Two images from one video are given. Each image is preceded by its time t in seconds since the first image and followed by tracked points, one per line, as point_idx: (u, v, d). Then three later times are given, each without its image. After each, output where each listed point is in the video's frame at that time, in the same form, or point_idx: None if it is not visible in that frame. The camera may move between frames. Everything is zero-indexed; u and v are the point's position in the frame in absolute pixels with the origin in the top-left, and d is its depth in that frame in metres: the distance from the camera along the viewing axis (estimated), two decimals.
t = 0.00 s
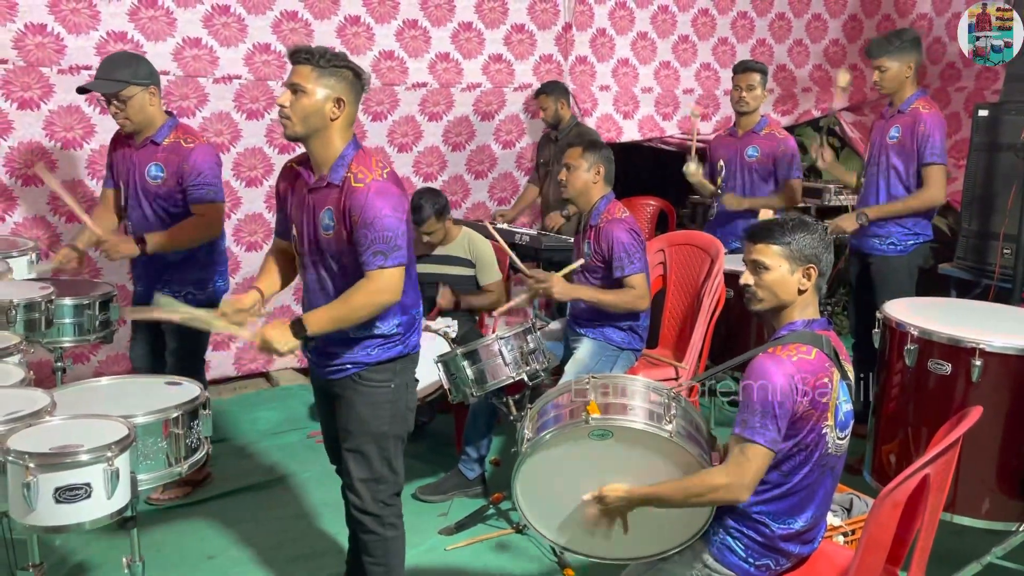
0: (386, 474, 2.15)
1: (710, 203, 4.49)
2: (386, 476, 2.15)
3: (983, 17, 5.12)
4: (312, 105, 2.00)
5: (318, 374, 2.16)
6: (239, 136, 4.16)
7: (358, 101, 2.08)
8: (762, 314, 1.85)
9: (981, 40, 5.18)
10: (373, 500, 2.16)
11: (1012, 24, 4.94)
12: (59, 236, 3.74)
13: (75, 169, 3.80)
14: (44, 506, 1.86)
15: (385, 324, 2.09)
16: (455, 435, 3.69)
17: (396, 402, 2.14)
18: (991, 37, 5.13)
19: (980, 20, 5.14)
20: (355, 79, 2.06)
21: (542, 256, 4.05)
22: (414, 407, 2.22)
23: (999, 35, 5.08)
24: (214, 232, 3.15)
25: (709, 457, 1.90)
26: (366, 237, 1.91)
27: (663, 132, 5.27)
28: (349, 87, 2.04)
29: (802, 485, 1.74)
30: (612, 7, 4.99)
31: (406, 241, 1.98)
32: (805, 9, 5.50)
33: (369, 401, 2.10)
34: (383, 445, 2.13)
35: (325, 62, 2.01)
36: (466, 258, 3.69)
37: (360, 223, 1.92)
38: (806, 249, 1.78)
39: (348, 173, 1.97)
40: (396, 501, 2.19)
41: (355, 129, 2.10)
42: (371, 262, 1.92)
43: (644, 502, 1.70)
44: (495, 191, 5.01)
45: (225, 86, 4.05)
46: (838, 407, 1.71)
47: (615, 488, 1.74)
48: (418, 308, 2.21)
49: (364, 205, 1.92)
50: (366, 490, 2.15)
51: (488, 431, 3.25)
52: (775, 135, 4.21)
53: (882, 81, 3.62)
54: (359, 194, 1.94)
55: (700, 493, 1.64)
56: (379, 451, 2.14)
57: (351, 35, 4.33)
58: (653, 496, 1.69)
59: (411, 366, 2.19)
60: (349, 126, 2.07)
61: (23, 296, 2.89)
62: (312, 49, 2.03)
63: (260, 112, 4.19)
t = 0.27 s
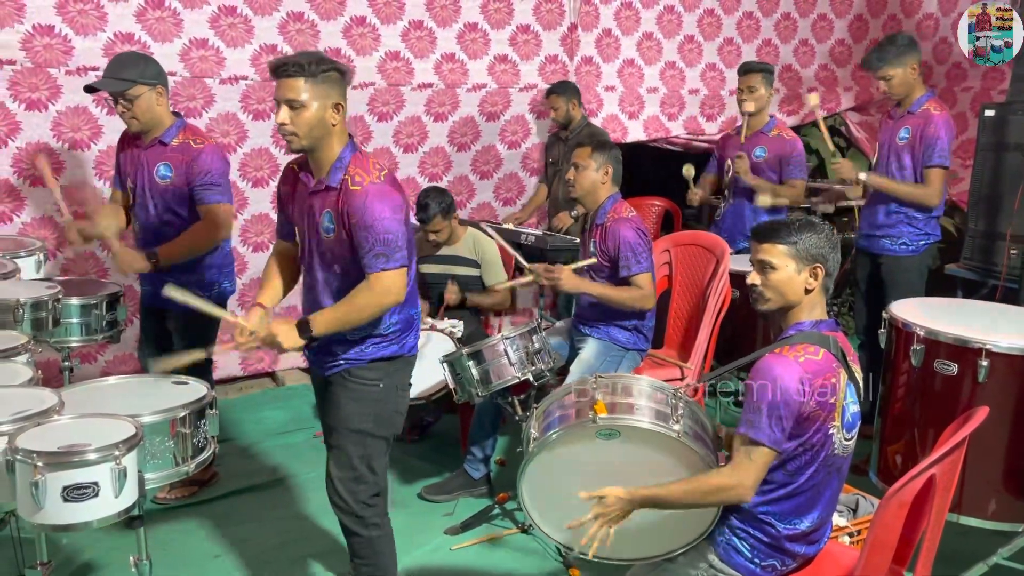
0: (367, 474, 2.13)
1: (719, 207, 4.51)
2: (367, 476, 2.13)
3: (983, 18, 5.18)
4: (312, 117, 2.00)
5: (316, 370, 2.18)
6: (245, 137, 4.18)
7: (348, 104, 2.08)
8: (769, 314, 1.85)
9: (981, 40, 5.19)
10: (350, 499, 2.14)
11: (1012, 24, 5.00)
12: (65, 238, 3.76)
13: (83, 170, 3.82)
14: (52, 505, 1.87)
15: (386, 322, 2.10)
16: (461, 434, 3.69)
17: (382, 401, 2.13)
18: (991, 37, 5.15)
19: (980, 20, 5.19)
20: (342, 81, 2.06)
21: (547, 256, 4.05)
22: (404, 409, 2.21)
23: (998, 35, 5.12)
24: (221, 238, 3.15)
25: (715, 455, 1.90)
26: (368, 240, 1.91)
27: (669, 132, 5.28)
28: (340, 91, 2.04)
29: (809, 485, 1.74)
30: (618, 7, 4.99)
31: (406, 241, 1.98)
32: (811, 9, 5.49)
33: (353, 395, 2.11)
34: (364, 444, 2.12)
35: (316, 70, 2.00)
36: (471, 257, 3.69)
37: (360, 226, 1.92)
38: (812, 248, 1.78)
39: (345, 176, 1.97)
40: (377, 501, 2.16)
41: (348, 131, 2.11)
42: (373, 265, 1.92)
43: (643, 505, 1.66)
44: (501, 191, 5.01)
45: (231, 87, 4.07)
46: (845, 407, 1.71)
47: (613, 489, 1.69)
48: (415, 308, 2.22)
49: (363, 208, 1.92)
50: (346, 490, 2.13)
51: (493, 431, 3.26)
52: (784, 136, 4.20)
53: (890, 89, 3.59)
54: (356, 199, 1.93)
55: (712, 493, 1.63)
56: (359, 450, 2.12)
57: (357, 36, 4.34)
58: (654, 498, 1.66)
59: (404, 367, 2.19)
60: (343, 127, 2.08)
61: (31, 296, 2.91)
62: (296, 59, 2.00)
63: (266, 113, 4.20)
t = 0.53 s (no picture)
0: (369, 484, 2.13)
1: (727, 207, 4.49)
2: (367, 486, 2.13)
3: (982, 17, 5.30)
4: (302, 128, 1.97)
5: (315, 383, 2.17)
6: (254, 137, 4.19)
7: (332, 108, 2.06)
8: (776, 314, 1.85)
9: (981, 40, 5.32)
10: (349, 508, 2.13)
11: (1012, 23, 5.14)
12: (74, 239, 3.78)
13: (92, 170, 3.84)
14: (61, 504, 1.88)
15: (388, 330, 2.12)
16: (468, 435, 3.69)
17: (387, 411, 2.14)
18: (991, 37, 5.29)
19: (980, 20, 5.32)
20: (325, 86, 2.03)
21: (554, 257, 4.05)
22: (405, 417, 2.21)
23: (998, 35, 5.26)
24: (224, 237, 3.15)
25: (722, 454, 1.91)
26: (372, 241, 1.92)
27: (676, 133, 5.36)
28: (324, 97, 2.02)
29: (816, 485, 1.73)
30: (625, 7, 4.99)
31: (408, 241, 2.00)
32: (820, 9, 5.48)
33: (356, 410, 2.11)
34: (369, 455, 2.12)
35: (302, 79, 1.97)
36: (478, 258, 3.70)
37: (363, 228, 1.92)
38: (820, 250, 1.77)
39: (340, 180, 1.97)
40: (374, 514, 2.15)
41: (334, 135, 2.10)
42: (381, 266, 1.93)
43: (648, 502, 1.65)
44: (508, 191, 5.01)
45: (240, 88, 4.08)
46: (853, 407, 1.71)
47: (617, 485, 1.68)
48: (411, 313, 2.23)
49: (366, 210, 1.92)
50: (347, 500, 2.13)
51: (500, 431, 3.26)
52: (791, 135, 4.18)
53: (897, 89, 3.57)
54: (354, 200, 1.94)
55: (715, 493, 1.61)
56: (363, 462, 2.12)
57: (364, 37, 4.34)
58: (659, 494, 1.65)
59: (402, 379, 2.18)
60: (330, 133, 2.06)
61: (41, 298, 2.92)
62: (279, 69, 1.96)
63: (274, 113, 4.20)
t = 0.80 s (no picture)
0: (362, 496, 2.12)
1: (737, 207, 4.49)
2: (362, 497, 2.12)
3: (982, 17, 5.18)
4: (285, 151, 1.91)
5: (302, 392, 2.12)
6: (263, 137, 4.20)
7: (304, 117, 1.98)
8: (786, 314, 1.84)
9: (981, 40, 5.20)
10: (344, 521, 2.12)
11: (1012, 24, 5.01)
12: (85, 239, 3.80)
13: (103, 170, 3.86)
14: (72, 502, 1.89)
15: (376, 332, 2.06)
16: (476, 434, 3.70)
17: (375, 420, 2.10)
18: (990, 37, 5.16)
19: (979, 20, 5.19)
20: (291, 97, 1.93)
21: (563, 257, 4.05)
22: (399, 424, 2.18)
23: (998, 35, 5.13)
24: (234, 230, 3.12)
25: (730, 455, 1.90)
26: (369, 222, 1.90)
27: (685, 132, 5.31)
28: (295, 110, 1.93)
29: (825, 486, 1.73)
30: (635, 6, 4.98)
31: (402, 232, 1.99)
32: (830, 7, 5.45)
33: (344, 420, 2.07)
34: (361, 466, 2.10)
35: (269, 102, 1.86)
36: (488, 257, 3.71)
37: (361, 213, 1.91)
38: (830, 249, 1.77)
39: (342, 171, 1.97)
40: (370, 527, 2.15)
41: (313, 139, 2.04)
42: (371, 244, 1.90)
43: (668, 499, 1.65)
44: (516, 191, 5.01)
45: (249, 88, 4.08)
46: (862, 407, 1.70)
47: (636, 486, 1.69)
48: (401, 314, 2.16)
49: (366, 195, 1.93)
50: (339, 512, 2.11)
51: (509, 430, 3.26)
52: (802, 135, 4.16)
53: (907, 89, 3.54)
54: (359, 188, 1.94)
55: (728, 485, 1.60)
56: (355, 473, 2.10)
57: (373, 36, 4.35)
58: (675, 490, 1.65)
59: (392, 386, 2.13)
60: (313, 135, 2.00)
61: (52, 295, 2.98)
62: (241, 98, 1.84)
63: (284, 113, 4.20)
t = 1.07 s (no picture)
0: (370, 500, 2.11)
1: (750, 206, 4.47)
2: (370, 502, 2.11)
3: (982, 17, 5.15)
4: (262, 179, 1.81)
5: (302, 401, 2.10)
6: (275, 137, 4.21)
7: (281, 133, 1.86)
8: (798, 312, 1.84)
9: (981, 40, 5.17)
10: (355, 525, 2.11)
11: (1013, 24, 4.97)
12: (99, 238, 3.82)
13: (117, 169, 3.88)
14: (88, 498, 1.91)
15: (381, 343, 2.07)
16: (487, 433, 3.70)
17: (378, 424, 2.08)
18: (990, 37, 5.13)
19: (979, 20, 5.15)
20: (265, 116, 1.81)
21: (574, 256, 4.04)
22: (404, 428, 2.17)
23: (999, 35, 5.08)
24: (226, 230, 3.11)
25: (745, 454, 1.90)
26: (379, 258, 1.86)
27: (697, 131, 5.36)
28: (270, 133, 1.81)
29: (838, 486, 1.72)
30: (646, 5, 4.97)
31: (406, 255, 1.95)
32: (843, 6, 5.43)
33: (346, 427, 2.05)
34: (368, 471, 2.08)
35: (240, 131, 1.75)
36: (499, 254, 3.71)
37: (365, 245, 1.85)
38: (843, 248, 1.76)
39: (333, 198, 1.87)
40: (381, 530, 2.14)
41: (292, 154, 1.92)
42: (387, 282, 1.88)
43: (678, 501, 1.70)
44: (527, 190, 5.01)
45: (262, 88, 4.10)
46: (876, 407, 1.69)
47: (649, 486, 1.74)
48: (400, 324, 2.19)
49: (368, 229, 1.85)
50: (348, 518, 2.10)
51: (520, 430, 3.26)
52: (814, 133, 4.15)
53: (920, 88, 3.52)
54: (354, 221, 1.85)
55: (739, 491, 1.62)
56: (361, 478, 2.08)
57: (385, 36, 4.36)
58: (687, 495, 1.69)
59: (392, 387, 2.12)
60: (292, 152, 1.88)
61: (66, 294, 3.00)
62: (213, 130, 1.73)
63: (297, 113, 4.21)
